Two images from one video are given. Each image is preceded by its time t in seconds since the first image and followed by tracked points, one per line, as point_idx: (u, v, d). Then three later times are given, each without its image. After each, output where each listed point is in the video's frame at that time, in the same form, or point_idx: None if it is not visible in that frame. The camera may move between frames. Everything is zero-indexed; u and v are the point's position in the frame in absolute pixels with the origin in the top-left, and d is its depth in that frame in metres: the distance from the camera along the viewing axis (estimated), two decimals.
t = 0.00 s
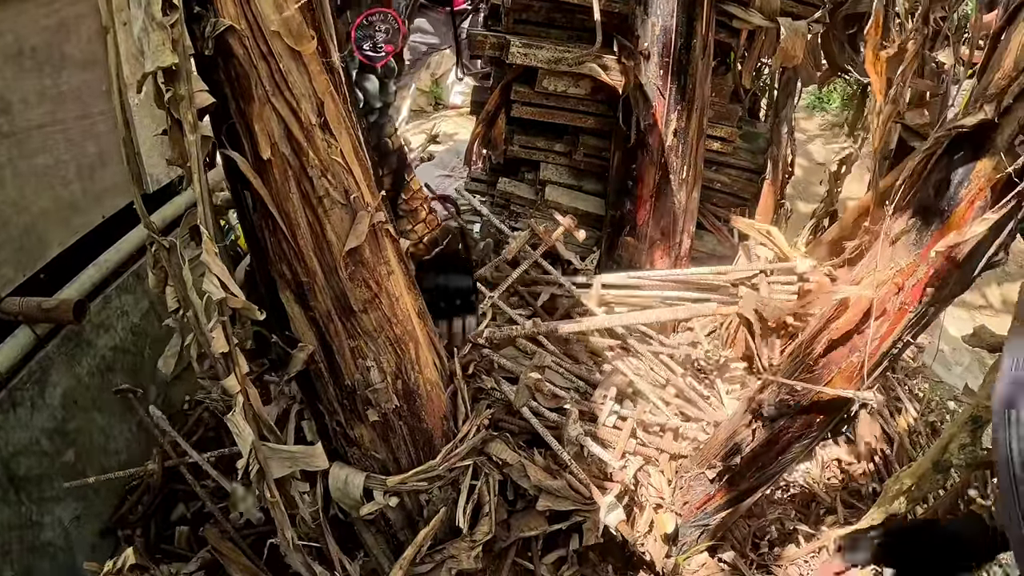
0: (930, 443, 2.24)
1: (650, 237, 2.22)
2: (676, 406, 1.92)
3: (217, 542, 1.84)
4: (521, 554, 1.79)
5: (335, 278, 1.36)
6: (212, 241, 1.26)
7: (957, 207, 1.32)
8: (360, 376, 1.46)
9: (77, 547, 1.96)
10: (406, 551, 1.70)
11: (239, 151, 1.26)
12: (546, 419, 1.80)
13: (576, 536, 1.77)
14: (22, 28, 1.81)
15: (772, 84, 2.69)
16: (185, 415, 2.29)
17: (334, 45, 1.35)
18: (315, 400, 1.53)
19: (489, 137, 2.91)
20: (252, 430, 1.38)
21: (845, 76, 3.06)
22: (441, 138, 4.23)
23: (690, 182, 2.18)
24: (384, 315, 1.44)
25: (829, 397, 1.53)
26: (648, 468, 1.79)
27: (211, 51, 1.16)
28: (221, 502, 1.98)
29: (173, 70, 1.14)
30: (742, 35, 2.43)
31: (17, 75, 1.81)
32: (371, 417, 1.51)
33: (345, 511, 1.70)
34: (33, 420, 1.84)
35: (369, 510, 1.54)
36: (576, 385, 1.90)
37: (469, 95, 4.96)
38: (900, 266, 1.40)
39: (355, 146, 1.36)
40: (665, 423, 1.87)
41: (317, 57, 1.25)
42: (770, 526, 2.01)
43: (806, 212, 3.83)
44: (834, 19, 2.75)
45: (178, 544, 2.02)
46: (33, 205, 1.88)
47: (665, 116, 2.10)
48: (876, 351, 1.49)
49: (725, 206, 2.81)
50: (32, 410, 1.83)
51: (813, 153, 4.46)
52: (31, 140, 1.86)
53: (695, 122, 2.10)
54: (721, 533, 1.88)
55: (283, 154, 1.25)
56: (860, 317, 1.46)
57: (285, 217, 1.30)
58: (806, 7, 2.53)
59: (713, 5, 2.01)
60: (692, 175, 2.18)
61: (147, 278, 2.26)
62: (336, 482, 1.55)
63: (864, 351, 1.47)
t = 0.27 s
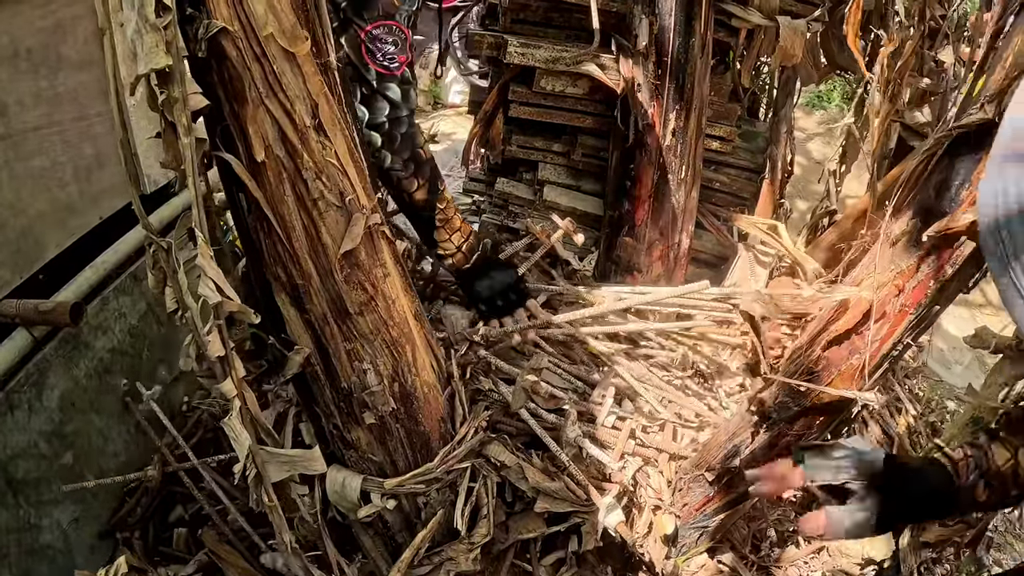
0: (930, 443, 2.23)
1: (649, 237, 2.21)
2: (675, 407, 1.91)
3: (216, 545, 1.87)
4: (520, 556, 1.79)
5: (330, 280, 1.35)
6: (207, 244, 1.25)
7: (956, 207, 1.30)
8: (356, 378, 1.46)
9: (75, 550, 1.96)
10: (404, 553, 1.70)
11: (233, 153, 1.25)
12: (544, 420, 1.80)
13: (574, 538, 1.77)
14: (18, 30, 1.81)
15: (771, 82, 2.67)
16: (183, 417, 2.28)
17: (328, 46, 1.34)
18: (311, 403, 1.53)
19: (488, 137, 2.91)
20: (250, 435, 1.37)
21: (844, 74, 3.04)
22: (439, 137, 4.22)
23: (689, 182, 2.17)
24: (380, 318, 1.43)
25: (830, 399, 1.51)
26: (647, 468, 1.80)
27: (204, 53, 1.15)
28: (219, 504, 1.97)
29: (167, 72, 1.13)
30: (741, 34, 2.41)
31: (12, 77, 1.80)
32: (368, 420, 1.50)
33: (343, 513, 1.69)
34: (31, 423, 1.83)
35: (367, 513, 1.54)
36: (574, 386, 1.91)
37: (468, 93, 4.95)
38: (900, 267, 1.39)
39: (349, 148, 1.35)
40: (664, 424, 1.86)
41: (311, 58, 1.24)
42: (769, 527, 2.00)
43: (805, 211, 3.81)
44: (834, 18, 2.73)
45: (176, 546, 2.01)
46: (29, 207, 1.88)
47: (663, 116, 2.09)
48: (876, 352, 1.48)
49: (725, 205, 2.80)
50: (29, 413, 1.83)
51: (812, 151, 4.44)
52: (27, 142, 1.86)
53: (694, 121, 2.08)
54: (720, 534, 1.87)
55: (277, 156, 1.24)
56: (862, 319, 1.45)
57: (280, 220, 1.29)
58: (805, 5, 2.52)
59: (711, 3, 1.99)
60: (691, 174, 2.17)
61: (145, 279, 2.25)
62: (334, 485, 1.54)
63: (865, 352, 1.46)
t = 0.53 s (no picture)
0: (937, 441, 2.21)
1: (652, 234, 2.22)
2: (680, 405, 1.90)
3: (216, 546, 1.85)
4: (524, 556, 1.77)
5: (334, 277, 1.34)
6: (211, 239, 1.24)
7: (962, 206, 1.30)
8: (360, 376, 1.44)
9: (75, 551, 1.94)
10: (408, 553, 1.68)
11: (235, 148, 1.24)
12: (549, 419, 1.79)
13: (579, 536, 1.75)
14: (17, 26, 1.79)
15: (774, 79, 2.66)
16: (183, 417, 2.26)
17: (331, 40, 1.33)
18: (314, 402, 1.51)
19: (489, 135, 2.89)
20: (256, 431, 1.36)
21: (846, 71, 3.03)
22: (440, 136, 4.21)
23: (691, 180, 2.17)
24: (384, 315, 1.42)
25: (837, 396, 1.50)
26: (652, 467, 1.79)
27: (206, 46, 1.14)
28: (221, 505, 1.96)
29: (170, 65, 1.12)
30: (744, 31, 2.40)
31: (11, 73, 1.78)
32: (371, 419, 1.49)
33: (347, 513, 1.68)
34: (30, 423, 1.82)
35: (370, 513, 1.52)
36: (579, 385, 1.90)
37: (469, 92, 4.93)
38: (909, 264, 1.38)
39: (353, 143, 1.34)
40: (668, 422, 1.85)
41: (314, 51, 1.23)
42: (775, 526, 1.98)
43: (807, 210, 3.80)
44: (836, 15, 2.72)
45: (177, 546, 1.99)
46: (28, 206, 1.86)
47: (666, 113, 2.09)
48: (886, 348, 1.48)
49: (727, 204, 2.79)
50: (28, 412, 1.81)
51: (813, 150, 4.42)
52: (25, 139, 1.84)
53: (697, 118, 2.08)
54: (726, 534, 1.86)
55: (280, 151, 1.23)
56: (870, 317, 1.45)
57: (282, 216, 1.28)
58: (807, 1, 2.51)
59: None
60: (694, 172, 2.17)
61: (144, 278, 2.24)
62: (337, 485, 1.53)
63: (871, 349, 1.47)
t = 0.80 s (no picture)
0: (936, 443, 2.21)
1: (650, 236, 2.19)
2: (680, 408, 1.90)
3: (216, 550, 1.84)
4: (524, 559, 1.77)
5: (332, 281, 1.33)
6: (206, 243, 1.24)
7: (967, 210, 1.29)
8: (358, 381, 1.44)
9: (73, 554, 1.93)
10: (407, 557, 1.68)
11: (232, 152, 1.23)
12: (549, 422, 1.78)
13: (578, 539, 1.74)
14: (14, 28, 1.78)
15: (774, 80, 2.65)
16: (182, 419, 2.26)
17: (329, 43, 1.32)
18: (312, 406, 1.51)
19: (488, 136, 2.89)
20: (251, 440, 1.36)
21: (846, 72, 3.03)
22: (439, 136, 4.20)
23: (691, 182, 2.14)
24: (382, 319, 1.41)
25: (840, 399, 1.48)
26: (651, 470, 1.80)
27: (203, 50, 1.13)
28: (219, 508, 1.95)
29: (165, 68, 1.12)
30: (744, 31, 2.40)
31: (8, 75, 1.77)
32: (370, 423, 1.48)
33: (345, 517, 1.66)
34: (28, 426, 1.81)
35: (369, 517, 1.52)
36: (580, 389, 1.88)
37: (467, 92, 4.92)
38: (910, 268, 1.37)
39: (351, 146, 1.33)
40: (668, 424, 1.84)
41: (311, 54, 1.22)
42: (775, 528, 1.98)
43: (806, 210, 3.80)
44: (836, 15, 2.71)
45: (176, 550, 1.99)
46: (25, 208, 1.85)
47: (666, 113, 2.07)
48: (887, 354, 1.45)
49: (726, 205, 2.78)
50: (26, 416, 1.80)
51: (811, 151, 4.42)
52: (22, 141, 1.83)
53: (697, 119, 2.05)
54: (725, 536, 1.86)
55: (277, 155, 1.22)
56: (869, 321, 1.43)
57: (280, 220, 1.27)
58: (807, 2, 2.50)
59: None
60: (694, 174, 2.14)
61: (142, 280, 2.23)
62: (336, 488, 1.52)
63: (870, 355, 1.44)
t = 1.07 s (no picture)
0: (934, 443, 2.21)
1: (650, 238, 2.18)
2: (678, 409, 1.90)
3: (214, 550, 1.83)
4: (522, 559, 1.78)
5: (330, 283, 1.33)
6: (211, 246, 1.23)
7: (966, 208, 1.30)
8: (357, 382, 1.44)
9: (73, 555, 1.94)
10: (405, 557, 1.69)
11: (230, 154, 1.23)
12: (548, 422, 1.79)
13: (577, 539, 1.73)
14: (12, 30, 1.78)
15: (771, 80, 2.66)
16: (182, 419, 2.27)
17: (326, 45, 1.32)
18: (311, 407, 1.51)
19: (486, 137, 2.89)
20: (259, 440, 1.36)
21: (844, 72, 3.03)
22: (437, 137, 4.21)
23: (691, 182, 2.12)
24: (380, 321, 1.42)
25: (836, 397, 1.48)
26: (649, 470, 1.83)
27: (200, 52, 1.13)
28: (219, 509, 1.96)
29: (168, 70, 1.11)
30: (741, 31, 2.40)
31: (6, 77, 1.77)
32: (369, 425, 1.49)
33: (344, 518, 1.67)
34: (27, 428, 1.81)
35: (368, 518, 1.51)
36: (577, 388, 1.89)
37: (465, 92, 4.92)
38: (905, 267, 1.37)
39: (348, 148, 1.34)
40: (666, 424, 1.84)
41: (309, 56, 1.22)
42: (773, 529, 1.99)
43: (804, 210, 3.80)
44: (834, 14, 2.71)
45: (175, 550, 2.01)
46: (24, 210, 1.85)
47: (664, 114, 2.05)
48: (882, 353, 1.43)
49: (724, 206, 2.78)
50: (25, 417, 1.81)
51: (809, 150, 4.41)
52: (20, 143, 1.83)
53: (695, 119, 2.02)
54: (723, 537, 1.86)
55: (275, 157, 1.22)
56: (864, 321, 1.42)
57: (278, 222, 1.27)
58: (805, 2, 2.50)
59: None
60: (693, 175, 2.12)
61: (141, 281, 2.23)
62: (334, 489, 1.50)
63: (866, 354, 1.42)
